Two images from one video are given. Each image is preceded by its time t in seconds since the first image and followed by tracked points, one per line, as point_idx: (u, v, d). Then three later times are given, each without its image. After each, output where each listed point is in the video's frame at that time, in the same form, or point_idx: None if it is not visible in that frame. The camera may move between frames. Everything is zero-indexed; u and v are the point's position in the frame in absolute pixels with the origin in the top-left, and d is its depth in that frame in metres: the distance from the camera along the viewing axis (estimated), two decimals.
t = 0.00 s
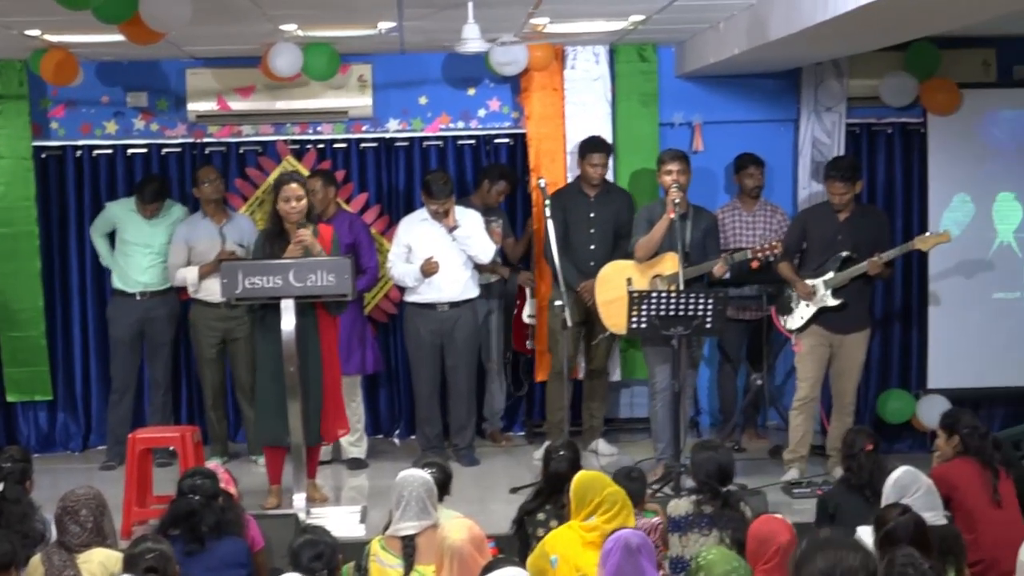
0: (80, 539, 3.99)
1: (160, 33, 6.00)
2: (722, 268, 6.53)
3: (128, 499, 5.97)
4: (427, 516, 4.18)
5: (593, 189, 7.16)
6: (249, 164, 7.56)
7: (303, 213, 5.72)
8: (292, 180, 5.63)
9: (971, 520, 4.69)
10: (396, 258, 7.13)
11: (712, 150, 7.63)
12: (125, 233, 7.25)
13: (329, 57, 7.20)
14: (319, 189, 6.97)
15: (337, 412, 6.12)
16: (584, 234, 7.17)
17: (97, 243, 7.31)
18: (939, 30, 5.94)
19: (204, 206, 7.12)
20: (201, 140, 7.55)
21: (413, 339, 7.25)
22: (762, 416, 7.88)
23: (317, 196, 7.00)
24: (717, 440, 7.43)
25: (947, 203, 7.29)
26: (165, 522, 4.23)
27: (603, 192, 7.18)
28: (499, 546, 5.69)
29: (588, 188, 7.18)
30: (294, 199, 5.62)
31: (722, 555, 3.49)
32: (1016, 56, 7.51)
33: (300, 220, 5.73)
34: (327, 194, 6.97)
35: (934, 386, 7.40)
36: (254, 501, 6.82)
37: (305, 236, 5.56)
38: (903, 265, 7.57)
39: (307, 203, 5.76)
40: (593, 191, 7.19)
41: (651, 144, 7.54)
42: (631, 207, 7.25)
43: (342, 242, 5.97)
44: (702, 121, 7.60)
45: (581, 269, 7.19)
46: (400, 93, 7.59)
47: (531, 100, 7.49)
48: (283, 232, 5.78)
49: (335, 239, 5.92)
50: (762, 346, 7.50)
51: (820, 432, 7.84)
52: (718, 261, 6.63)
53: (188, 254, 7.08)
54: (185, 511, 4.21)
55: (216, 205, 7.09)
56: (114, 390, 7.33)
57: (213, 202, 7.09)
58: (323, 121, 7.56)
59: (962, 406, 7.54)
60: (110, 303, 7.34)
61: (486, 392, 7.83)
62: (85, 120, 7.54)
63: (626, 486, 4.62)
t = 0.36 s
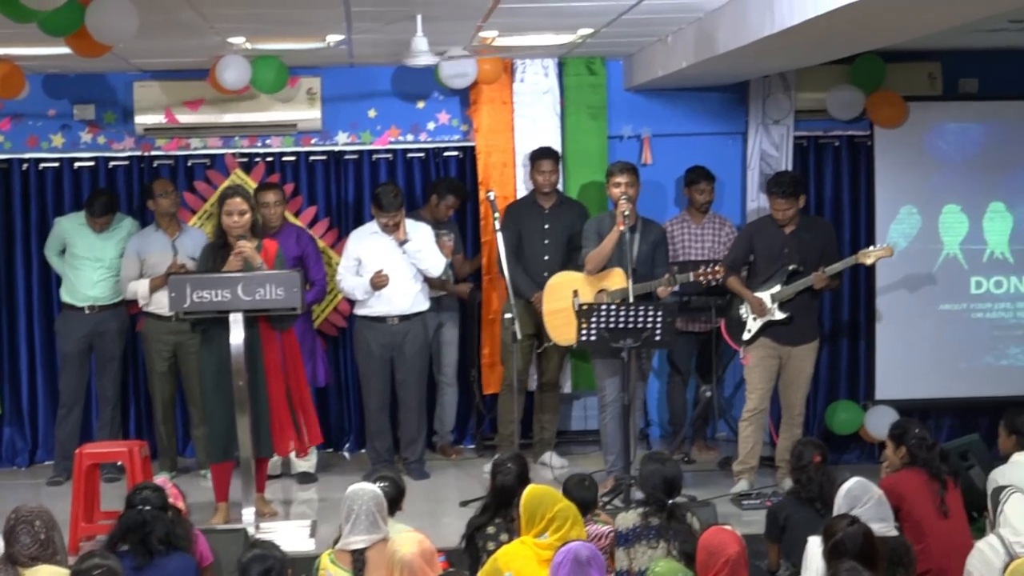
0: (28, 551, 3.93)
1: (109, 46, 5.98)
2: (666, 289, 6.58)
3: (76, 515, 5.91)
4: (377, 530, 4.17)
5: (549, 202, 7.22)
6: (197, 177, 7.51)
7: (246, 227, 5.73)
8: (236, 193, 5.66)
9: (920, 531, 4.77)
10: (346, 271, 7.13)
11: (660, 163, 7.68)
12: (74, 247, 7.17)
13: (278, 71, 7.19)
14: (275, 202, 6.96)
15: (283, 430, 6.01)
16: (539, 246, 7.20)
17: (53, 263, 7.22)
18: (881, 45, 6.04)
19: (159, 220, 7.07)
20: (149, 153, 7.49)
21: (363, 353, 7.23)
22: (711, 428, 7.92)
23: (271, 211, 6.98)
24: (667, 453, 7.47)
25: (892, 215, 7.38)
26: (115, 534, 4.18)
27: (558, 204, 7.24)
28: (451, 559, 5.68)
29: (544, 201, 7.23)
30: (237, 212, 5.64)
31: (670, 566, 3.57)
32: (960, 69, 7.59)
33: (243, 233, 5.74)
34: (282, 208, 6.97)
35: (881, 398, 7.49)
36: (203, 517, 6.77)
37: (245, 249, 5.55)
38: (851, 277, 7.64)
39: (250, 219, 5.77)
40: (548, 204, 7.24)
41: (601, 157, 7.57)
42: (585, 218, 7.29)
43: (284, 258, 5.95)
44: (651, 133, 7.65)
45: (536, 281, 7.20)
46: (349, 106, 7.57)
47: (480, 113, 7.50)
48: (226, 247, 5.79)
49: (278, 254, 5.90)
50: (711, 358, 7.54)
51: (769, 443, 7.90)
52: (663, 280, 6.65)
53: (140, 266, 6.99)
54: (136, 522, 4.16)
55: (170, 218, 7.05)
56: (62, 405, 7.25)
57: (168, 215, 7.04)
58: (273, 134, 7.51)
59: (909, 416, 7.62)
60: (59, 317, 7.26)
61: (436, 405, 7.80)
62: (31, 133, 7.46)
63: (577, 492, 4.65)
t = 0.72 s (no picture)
0: None
1: (68, 54, 5.97)
2: (631, 301, 6.55)
3: (37, 523, 5.88)
4: (342, 538, 4.17)
5: (512, 209, 7.20)
6: (159, 185, 7.47)
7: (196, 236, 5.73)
8: (183, 203, 5.63)
9: (882, 537, 4.79)
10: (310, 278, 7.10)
11: (624, 170, 7.69)
12: (35, 254, 7.14)
13: (241, 78, 7.18)
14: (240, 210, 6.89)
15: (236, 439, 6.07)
16: (503, 254, 7.19)
17: (7, 262, 7.22)
18: (840, 53, 6.09)
19: (120, 228, 7.05)
20: (111, 161, 7.46)
21: (327, 361, 7.22)
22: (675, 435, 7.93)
23: (237, 218, 6.95)
24: (631, 460, 7.47)
25: (855, 222, 7.40)
26: (78, 542, 4.14)
27: (522, 213, 7.21)
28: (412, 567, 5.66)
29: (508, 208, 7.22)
30: (186, 222, 5.63)
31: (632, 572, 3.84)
32: (921, 78, 7.63)
33: (194, 242, 5.74)
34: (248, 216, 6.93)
35: (844, 404, 7.52)
36: (166, 526, 6.73)
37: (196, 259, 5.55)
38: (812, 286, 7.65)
39: (200, 227, 5.77)
40: (512, 211, 7.21)
41: (565, 165, 7.58)
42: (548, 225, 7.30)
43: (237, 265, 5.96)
44: (614, 141, 7.67)
45: (499, 289, 7.20)
46: (312, 113, 7.56)
47: (443, 121, 7.50)
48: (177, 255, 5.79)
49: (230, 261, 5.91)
50: (675, 366, 7.55)
51: (733, 450, 7.91)
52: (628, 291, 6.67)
53: (103, 273, 6.97)
54: (100, 530, 4.14)
55: (133, 227, 7.04)
56: (24, 414, 7.20)
57: (132, 223, 7.04)
58: (236, 142, 7.49)
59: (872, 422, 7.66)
60: (21, 325, 7.22)
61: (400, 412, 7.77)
62: None
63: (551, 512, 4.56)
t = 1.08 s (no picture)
0: None
1: (38, 56, 5.95)
2: (604, 305, 6.60)
3: (8, 527, 5.83)
4: (315, 541, 4.20)
5: (484, 211, 7.22)
6: (131, 188, 7.43)
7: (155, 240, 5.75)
8: (143, 208, 5.65)
9: (854, 539, 4.81)
10: (284, 281, 7.10)
11: (597, 172, 7.69)
12: (6, 257, 7.11)
13: (213, 81, 7.17)
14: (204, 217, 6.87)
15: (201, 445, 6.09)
16: (475, 257, 7.19)
17: None
18: (810, 57, 6.11)
19: (85, 233, 7.05)
20: (82, 164, 7.42)
21: (300, 365, 7.20)
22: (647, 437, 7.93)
23: (202, 223, 6.93)
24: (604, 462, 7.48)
25: (827, 224, 7.42)
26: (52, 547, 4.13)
27: (494, 215, 7.23)
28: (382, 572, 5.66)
29: (479, 210, 7.22)
30: (147, 227, 5.65)
31: None
32: (893, 81, 7.65)
33: (154, 246, 5.75)
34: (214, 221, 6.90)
35: (816, 407, 7.54)
36: (138, 530, 6.71)
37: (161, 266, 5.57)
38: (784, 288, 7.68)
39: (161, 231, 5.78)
40: (484, 213, 7.23)
41: (538, 167, 7.58)
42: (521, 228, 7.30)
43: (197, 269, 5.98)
44: (587, 144, 7.67)
45: (471, 292, 7.20)
46: (285, 116, 7.54)
47: (415, 124, 7.49)
48: (136, 259, 5.80)
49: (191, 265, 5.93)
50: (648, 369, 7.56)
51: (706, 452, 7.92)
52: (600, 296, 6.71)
53: (68, 278, 6.91)
54: (73, 533, 4.12)
55: (98, 231, 7.03)
56: None
57: (95, 229, 7.03)
58: (208, 145, 7.47)
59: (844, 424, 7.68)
60: None
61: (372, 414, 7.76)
62: None
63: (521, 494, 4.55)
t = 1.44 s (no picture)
0: None
1: (10, 57, 5.92)
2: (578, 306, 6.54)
3: None
4: (290, 543, 4.17)
5: (459, 213, 7.21)
6: (106, 189, 7.41)
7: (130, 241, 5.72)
8: (116, 209, 5.61)
9: (828, 539, 4.83)
10: (260, 282, 7.09)
11: (572, 174, 7.70)
12: None
13: (188, 82, 7.15)
14: (174, 217, 6.88)
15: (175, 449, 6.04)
16: (451, 259, 7.18)
17: None
18: (784, 58, 6.12)
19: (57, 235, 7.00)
20: (56, 165, 7.40)
21: (275, 367, 7.19)
22: (624, 439, 7.93)
23: (172, 224, 6.93)
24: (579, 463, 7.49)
25: (801, 225, 7.46)
26: (25, 550, 3.98)
27: (469, 217, 7.23)
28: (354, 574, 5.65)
29: (455, 212, 7.22)
30: (121, 228, 5.62)
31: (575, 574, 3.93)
32: (868, 83, 7.66)
33: (130, 247, 5.73)
34: (184, 221, 6.90)
35: (792, 408, 7.55)
36: (112, 533, 6.68)
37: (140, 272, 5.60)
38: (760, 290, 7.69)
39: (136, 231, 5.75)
40: (459, 215, 7.23)
41: (514, 169, 7.58)
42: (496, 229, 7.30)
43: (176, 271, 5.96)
44: (563, 146, 7.67)
45: (446, 293, 7.20)
46: (261, 117, 7.52)
47: (391, 125, 7.48)
48: (111, 260, 5.78)
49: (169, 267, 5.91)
50: (623, 370, 7.57)
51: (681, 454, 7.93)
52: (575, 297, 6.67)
53: (38, 280, 6.94)
54: (46, 537, 3.98)
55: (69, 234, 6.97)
56: None
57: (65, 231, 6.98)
58: (183, 146, 7.46)
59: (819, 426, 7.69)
60: None
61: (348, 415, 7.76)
62: None
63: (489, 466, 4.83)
